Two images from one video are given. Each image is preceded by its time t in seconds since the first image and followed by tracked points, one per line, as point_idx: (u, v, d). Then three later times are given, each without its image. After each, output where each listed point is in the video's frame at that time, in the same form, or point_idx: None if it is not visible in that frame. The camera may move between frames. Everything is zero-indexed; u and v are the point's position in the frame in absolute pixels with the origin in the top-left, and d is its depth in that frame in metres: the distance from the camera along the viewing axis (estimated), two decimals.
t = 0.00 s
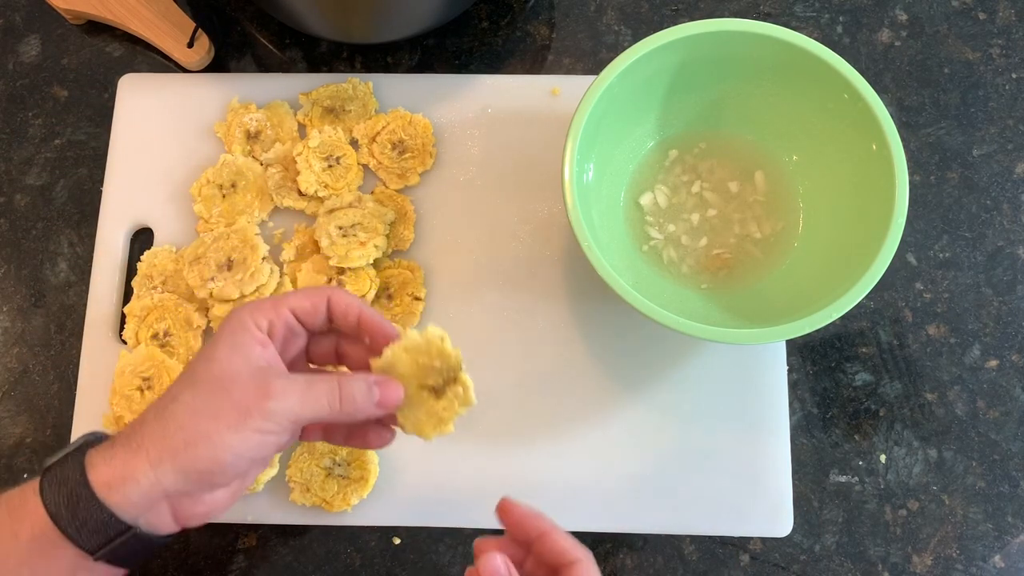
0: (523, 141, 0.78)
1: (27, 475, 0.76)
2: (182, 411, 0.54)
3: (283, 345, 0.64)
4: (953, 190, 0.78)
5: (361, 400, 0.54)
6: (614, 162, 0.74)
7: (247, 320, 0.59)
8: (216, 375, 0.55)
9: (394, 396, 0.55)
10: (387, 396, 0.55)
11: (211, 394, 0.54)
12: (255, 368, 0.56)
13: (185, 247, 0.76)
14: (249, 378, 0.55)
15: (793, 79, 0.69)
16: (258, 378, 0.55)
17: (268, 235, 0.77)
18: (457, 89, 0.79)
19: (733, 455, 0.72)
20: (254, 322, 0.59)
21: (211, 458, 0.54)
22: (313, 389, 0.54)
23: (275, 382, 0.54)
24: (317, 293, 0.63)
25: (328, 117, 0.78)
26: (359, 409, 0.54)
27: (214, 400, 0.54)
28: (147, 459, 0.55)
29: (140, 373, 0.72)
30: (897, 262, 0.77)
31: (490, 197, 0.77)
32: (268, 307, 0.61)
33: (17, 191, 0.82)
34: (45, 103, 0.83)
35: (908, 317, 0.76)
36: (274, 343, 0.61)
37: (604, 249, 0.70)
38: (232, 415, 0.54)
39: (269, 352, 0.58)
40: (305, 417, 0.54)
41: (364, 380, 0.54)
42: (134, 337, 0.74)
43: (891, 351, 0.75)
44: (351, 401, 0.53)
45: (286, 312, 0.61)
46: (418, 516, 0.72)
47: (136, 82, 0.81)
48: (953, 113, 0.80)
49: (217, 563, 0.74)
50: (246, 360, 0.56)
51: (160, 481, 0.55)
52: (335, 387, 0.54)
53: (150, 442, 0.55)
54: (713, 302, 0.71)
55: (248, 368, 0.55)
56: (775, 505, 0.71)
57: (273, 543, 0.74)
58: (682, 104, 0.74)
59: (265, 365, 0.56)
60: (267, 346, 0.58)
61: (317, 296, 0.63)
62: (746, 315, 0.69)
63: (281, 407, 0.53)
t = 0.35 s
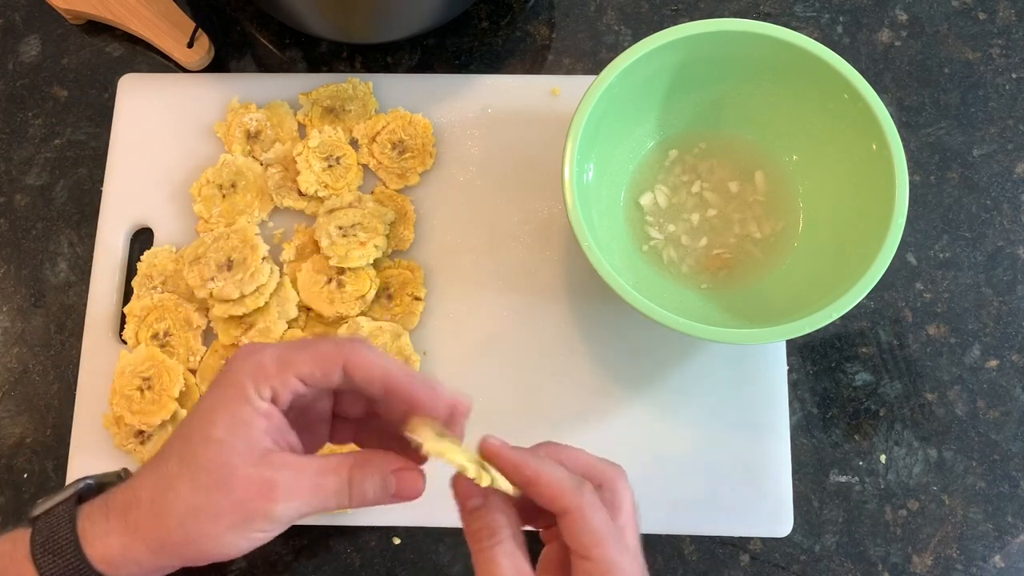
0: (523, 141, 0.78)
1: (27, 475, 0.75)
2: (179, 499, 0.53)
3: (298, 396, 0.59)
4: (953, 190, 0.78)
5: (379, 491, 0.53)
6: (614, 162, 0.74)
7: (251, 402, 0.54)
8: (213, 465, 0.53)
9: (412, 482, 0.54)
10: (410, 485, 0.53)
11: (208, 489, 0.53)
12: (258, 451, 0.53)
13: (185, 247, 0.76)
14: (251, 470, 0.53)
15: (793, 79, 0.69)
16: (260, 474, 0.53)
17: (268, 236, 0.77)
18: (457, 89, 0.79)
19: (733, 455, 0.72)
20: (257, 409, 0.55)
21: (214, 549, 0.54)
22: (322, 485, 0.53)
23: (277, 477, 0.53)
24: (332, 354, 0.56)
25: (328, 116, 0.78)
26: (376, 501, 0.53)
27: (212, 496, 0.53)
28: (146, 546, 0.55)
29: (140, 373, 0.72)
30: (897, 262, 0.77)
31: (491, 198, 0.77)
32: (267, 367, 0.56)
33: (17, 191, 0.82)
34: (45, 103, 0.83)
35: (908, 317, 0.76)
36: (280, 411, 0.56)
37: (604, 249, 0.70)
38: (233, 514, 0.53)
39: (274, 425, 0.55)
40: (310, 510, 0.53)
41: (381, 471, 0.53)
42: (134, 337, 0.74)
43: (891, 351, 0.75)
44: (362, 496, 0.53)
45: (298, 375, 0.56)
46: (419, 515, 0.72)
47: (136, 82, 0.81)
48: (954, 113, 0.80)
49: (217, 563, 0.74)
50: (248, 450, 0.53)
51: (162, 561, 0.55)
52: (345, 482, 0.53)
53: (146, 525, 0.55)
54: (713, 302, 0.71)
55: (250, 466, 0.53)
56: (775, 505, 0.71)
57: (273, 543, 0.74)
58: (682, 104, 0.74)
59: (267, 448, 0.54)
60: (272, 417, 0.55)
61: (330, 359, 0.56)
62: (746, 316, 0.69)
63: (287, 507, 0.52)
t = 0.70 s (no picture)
0: (523, 141, 0.78)
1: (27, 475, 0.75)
2: (97, 475, 0.53)
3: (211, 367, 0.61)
4: (953, 190, 0.78)
5: (286, 428, 0.52)
6: (614, 162, 0.74)
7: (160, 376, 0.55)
8: (126, 433, 0.53)
9: (317, 414, 0.53)
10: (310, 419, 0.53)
11: (121, 458, 0.52)
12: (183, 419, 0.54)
13: (185, 247, 0.76)
14: (162, 434, 0.53)
15: (793, 79, 0.69)
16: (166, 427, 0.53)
17: (268, 235, 0.77)
18: (457, 89, 0.79)
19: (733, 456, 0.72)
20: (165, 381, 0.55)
21: (134, 517, 0.53)
22: (229, 433, 0.52)
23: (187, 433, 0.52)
24: (238, 316, 0.59)
25: (328, 116, 0.77)
26: (283, 437, 0.53)
27: (130, 462, 0.52)
28: (67, 522, 0.54)
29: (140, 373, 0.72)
30: (897, 262, 0.77)
31: (491, 198, 0.77)
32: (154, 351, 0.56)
33: (17, 191, 0.82)
34: (45, 103, 0.83)
35: (908, 317, 0.76)
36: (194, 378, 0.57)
37: (604, 249, 0.70)
38: (147, 477, 0.52)
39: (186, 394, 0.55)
40: (227, 464, 0.53)
41: (282, 406, 0.52)
42: (134, 337, 0.74)
43: (891, 351, 0.75)
44: (273, 435, 0.52)
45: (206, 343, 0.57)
46: (419, 515, 0.72)
47: (136, 82, 0.81)
48: (954, 113, 0.80)
49: (217, 563, 0.74)
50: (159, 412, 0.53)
51: (84, 537, 0.54)
52: (254, 426, 0.52)
53: (69, 501, 0.54)
54: (714, 303, 0.71)
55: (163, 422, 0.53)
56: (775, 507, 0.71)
57: (273, 543, 0.74)
58: (682, 104, 0.74)
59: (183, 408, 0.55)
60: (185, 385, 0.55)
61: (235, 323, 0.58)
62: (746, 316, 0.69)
63: (200, 461, 0.52)
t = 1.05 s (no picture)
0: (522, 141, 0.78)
1: (27, 476, 0.75)
2: (78, 517, 0.55)
3: (192, 416, 0.60)
4: (953, 190, 0.78)
5: (258, 479, 0.53)
6: (614, 161, 0.74)
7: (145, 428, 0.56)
8: (105, 481, 0.54)
9: (291, 464, 0.54)
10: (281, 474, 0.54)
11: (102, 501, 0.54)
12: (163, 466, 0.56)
13: (185, 247, 0.76)
14: (140, 481, 0.54)
15: (793, 79, 0.69)
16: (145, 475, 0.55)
17: (268, 236, 0.77)
18: (457, 89, 0.79)
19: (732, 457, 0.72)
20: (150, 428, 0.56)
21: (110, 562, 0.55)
22: (204, 483, 0.53)
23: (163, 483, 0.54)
24: (222, 365, 0.58)
25: (328, 116, 0.77)
26: (255, 486, 0.54)
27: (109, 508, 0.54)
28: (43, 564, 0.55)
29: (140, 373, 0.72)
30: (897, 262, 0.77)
31: (491, 198, 0.77)
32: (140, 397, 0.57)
33: (16, 191, 0.82)
34: (45, 103, 0.83)
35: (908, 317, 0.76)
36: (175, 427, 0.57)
37: (604, 248, 0.70)
38: (124, 522, 0.54)
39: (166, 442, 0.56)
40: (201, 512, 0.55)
41: (256, 456, 0.53)
42: (134, 337, 0.74)
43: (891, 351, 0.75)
44: (246, 485, 0.53)
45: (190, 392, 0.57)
46: (418, 515, 0.72)
47: (136, 82, 0.81)
48: (954, 113, 0.80)
49: (217, 563, 0.74)
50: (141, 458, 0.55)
51: None
52: (229, 474, 0.53)
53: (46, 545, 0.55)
54: (713, 303, 0.71)
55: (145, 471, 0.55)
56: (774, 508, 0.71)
57: (273, 543, 0.74)
58: (682, 104, 0.74)
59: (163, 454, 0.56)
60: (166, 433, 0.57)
61: (222, 370, 0.58)
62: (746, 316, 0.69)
63: (175, 509, 0.54)
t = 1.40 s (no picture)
0: (523, 141, 0.78)
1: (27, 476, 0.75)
2: (26, 542, 0.51)
3: (145, 439, 0.56)
4: (953, 190, 0.78)
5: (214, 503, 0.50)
6: (616, 161, 0.74)
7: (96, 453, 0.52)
8: (52, 505, 0.50)
9: (245, 489, 0.52)
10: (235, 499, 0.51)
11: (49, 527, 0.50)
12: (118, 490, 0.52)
13: (185, 248, 0.76)
14: (91, 507, 0.51)
15: (794, 78, 0.69)
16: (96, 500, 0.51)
17: (268, 236, 0.77)
18: (457, 89, 0.79)
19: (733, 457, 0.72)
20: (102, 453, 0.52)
21: None
22: (155, 508, 0.50)
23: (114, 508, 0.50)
24: (175, 389, 0.53)
25: (328, 116, 0.77)
26: (209, 510, 0.51)
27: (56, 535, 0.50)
28: None
29: (140, 373, 0.72)
30: (897, 262, 0.77)
31: (491, 198, 0.77)
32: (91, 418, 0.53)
33: (16, 191, 0.82)
34: (45, 103, 0.83)
35: (908, 317, 0.76)
36: (127, 451, 0.53)
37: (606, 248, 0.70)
38: (71, 549, 0.50)
39: (120, 467, 0.52)
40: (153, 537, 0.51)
41: (210, 480, 0.50)
42: (134, 337, 0.74)
43: (891, 351, 0.75)
44: (199, 509, 0.50)
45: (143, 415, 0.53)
46: (418, 515, 0.72)
47: (136, 82, 0.81)
48: (954, 113, 0.80)
49: (217, 563, 0.74)
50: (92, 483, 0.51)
51: None
52: (181, 499, 0.50)
53: None
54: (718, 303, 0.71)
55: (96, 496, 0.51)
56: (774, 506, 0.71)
57: (273, 543, 0.74)
58: (682, 104, 0.74)
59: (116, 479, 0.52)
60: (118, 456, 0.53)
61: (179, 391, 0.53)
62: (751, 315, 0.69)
63: (123, 536, 0.50)
